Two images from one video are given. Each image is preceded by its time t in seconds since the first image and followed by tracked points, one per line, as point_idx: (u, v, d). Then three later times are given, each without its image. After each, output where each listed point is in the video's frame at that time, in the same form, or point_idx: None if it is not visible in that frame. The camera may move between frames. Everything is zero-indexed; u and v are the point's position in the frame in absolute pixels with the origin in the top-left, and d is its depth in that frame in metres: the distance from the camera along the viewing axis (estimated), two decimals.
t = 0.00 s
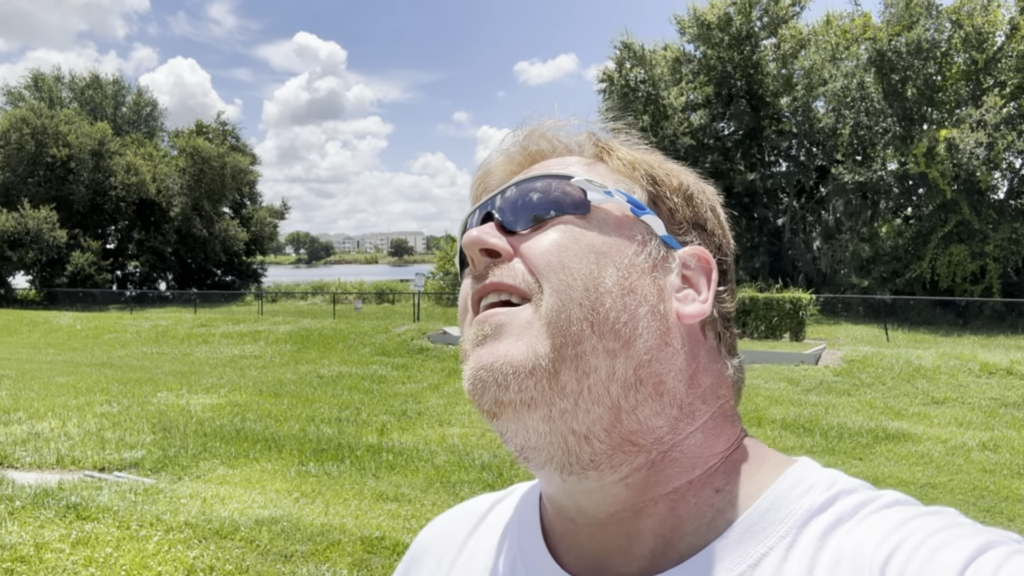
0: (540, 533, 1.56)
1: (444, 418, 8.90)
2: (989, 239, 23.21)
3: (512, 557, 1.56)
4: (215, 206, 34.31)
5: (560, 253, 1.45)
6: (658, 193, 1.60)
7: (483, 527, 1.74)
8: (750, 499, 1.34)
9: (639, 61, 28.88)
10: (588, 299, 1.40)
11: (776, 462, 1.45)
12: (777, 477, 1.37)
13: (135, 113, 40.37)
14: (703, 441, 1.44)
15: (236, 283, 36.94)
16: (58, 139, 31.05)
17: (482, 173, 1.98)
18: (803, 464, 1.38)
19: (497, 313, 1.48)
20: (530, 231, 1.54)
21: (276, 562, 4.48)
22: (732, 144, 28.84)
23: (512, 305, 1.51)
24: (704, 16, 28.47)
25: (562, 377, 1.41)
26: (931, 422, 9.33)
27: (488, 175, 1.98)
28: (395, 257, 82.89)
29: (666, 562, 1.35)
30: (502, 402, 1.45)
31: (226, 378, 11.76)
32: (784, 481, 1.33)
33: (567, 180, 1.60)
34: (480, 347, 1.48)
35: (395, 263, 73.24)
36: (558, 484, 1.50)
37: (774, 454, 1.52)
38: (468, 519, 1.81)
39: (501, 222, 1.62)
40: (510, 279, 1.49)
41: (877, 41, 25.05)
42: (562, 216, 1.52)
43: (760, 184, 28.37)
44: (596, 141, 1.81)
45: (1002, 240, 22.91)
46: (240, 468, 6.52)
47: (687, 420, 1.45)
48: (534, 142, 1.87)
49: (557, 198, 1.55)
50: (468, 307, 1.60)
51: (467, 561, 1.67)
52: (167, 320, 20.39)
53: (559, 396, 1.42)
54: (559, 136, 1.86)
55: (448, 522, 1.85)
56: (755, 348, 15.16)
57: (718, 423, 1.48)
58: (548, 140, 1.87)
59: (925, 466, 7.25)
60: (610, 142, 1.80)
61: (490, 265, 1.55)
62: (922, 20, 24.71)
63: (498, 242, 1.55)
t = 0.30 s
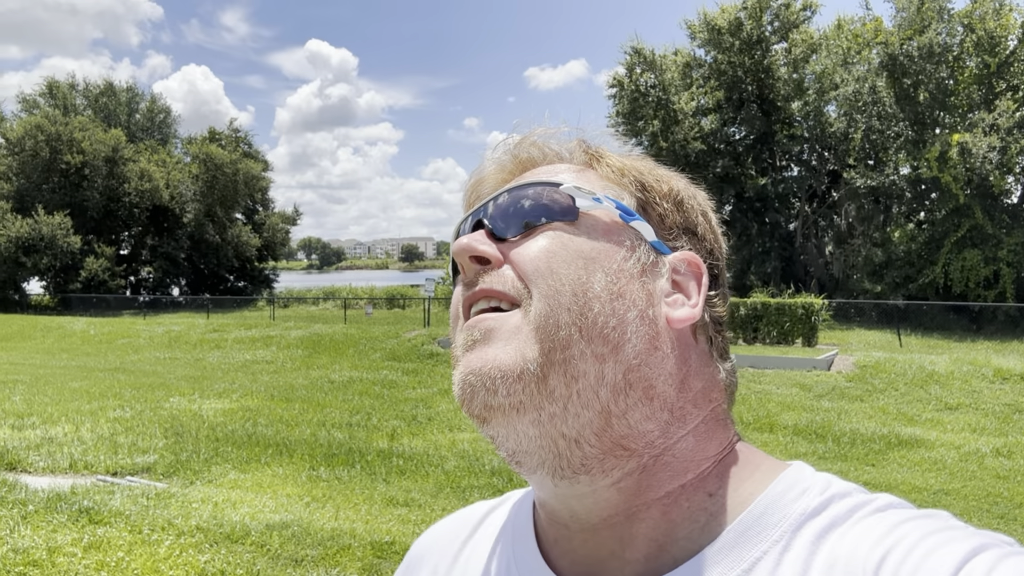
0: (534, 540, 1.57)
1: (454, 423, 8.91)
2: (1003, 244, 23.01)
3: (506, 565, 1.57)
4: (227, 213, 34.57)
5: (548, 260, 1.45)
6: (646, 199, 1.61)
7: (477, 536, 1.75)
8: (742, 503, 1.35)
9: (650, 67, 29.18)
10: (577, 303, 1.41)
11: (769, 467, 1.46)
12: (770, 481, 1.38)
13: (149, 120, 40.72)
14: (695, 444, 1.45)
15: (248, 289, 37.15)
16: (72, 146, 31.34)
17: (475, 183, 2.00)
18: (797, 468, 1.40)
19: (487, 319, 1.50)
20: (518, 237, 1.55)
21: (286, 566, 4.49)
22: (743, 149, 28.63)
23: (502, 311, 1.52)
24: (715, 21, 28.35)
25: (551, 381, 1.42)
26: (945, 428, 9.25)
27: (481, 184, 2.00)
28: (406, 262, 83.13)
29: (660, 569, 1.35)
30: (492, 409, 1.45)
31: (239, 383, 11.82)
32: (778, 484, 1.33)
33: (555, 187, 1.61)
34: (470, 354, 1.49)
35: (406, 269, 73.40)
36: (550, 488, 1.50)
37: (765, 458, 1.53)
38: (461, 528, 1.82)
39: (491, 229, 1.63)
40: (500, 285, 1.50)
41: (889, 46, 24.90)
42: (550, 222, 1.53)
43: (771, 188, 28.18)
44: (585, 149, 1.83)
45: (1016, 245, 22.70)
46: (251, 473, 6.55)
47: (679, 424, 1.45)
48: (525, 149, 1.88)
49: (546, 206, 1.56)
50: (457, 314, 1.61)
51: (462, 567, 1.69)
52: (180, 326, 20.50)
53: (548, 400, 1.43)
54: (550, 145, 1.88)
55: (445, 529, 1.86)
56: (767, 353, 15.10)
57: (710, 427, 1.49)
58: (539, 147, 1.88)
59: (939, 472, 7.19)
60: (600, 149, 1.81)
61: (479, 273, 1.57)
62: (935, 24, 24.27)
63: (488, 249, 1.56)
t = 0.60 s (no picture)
0: (541, 546, 1.57)
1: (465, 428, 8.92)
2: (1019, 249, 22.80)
3: (510, 568, 1.58)
4: (240, 218, 34.80)
5: (527, 279, 1.47)
6: (633, 201, 1.59)
7: (485, 540, 1.76)
8: (749, 512, 1.34)
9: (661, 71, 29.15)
10: (560, 320, 1.42)
11: (778, 475, 1.45)
12: (779, 489, 1.37)
13: (163, 126, 41.07)
14: (697, 452, 1.44)
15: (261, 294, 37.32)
16: (87, 152, 31.64)
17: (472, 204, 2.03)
18: (807, 475, 1.39)
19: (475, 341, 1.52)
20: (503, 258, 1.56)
21: (298, 571, 4.49)
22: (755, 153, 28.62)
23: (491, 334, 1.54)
24: (726, 26, 28.34)
25: (540, 399, 1.43)
26: (960, 434, 9.16)
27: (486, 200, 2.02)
28: (417, 267, 83.38)
29: None
30: (482, 429, 1.48)
31: (251, 388, 11.88)
32: (787, 492, 1.33)
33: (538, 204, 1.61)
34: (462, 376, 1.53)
35: (416, 274, 73.52)
36: (554, 499, 1.50)
37: (775, 462, 1.51)
38: (469, 533, 1.83)
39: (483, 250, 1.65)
40: (486, 308, 1.52)
41: (901, 49, 24.84)
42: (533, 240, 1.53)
43: (783, 193, 27.87)
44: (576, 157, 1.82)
45: None
46: (263, 477, 6.57)
47: (678, 433, 1.44)
48: (516, 162, 1.89)
49: (529, 222, 1.56)
50: (454, 337, 1.64)
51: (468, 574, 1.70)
52: (193, 330, 20.61)
53: (539, 418, 1.45)
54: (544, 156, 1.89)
55: (455, 532, 1.88)
56: (780, 359, 15.03)
57: (712, 434, 1.47)
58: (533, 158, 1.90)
59: (954, 479, 7.12)
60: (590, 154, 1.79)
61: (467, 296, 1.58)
62: (949, 28, 24.24)
63: (472, 272, 1.58)
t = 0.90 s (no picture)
0: (555, 564, 1.56)
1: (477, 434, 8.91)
2: None
3: None
4: (254, 224, 35.00)
5: (536, 300, 1.47)
6: (642, 214, 1.58)
7: (500, 551, 1.76)
8: (765, 527, 1.33)
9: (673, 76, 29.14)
10: (569, 339, 1.41)
11: (795, 490, 1.43)
12: (796, 504, 1.36)
13: (177, 132, 41.39)
14: (713, 468, 1.42)
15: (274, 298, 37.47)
16: (103, 158, 31.93)
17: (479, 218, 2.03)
18: (824, 490, 1.38)
19: (489, 361, 1.52)
20: (511, 278, 1.55)
21: None
22: (768, 158, 28.56)
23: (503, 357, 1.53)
24: (739, 30, 28.30)
25: (549, 420, 1.43)
26: (977, 441, 9.05)
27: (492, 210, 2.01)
28: (429, 272, 83.53)
29: None
30: (494, 451, 1.47)
31: (264, 392, 11.91)
32: (804, 507, 1.32)
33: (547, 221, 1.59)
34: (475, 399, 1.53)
35: (428, 279, 73.59)
36: (567, 517, 1.49)
37: (790, 477, 1.50)
38: (481, 545, 1.82)
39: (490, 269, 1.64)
40: (498, 330, 1.51)
41: (916, 53, 24.48)
42: (540, 260, 1.52)
43: (797, 198, 27.95)
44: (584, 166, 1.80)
45: None
46: (275, 482, 6.58)
47: (693, 448, 1.42)
48: (523, 175, 1.89)
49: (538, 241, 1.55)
50: (466, 358, 1.64)
51: None
52: (206, 335, 20.69)
53: (551, 440, 1.44)
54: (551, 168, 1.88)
55: (467, 545, 1.87)
56: (793, 364, 14.92)
57: (728, 448, 1.45)
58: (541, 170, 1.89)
59: (972, 487, 7.02)
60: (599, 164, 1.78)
61: (478, 317, 1.58)
62: (964, 31, 23.94)
63: (481, 293, 1.57)
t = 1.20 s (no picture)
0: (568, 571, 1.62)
1: (489, 438, 8.91)
2: None
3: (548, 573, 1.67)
4: (267, 228, 35.21)
5: (630, 338, 1.45)
6: (706, 233, 1.65)
7: (510, 557, 1.82)
8: (780, 526, 1.44)
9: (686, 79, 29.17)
10: (662, 378, 1.45)
11: (802, 493, 1.55)
12: (806, 507, 1.46)
13: (192, 137, 41.75)
14: (751, 481, 1.54)
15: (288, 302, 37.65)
16: (119, 163, 32.25)
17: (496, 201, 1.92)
18: (832, 495, 1.48)
19: (567, 399, 1.43)
20: (596, 303, 1.50)
21: None
22: (781, 161, 28.24)
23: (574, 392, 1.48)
24: (752, 33, 28.31)
25: (639, 461, 1.43)
26: (994, 447, 8.97)
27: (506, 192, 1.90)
28: (442, 276, 83.59)
29: None
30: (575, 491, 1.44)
31: (277, 396, 11.97)
32: (814, 511, 1.43)
33: (631, 241, 1.57)
34: (552, 436, 1.45)
35: (441, 283, 73.66)
36: (599, 537, 1.50)
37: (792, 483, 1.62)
38: (492, 553, 1.88)
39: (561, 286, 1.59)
40: (579, 372, 1.43)
41: (931, 56, 23.99)
42: (632, 288, 1.49)
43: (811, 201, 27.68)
44: (617, 156, 1.76)
45: None
46: (289, 485, 6.61)
47: (740, 468, 1.53)
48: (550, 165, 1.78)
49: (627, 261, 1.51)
50: (511, 389, 1.55)
51: None
52: (220, 338, 20.82)
53: (635, 484, 1.44)
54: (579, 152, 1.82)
55: (474, 554, 1.92)
56: (808, 369, 14.84)
57: (759, 461, 1.59)
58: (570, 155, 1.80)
59: (989, 493, 6.96)
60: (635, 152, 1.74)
61: (550, 346, 1.48)
62: (980, 33, 23.74)
63: (562, 322, 1.48)
